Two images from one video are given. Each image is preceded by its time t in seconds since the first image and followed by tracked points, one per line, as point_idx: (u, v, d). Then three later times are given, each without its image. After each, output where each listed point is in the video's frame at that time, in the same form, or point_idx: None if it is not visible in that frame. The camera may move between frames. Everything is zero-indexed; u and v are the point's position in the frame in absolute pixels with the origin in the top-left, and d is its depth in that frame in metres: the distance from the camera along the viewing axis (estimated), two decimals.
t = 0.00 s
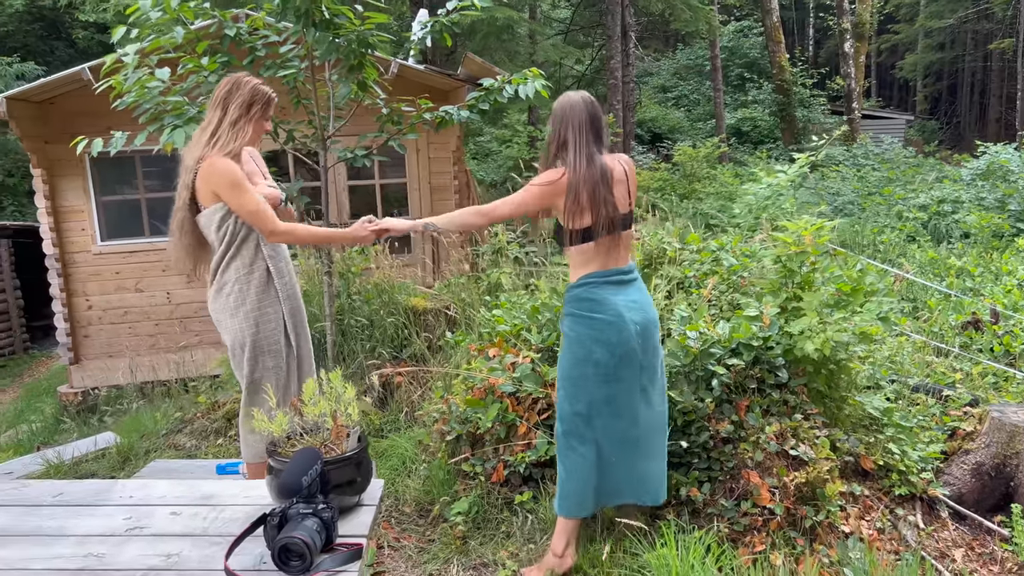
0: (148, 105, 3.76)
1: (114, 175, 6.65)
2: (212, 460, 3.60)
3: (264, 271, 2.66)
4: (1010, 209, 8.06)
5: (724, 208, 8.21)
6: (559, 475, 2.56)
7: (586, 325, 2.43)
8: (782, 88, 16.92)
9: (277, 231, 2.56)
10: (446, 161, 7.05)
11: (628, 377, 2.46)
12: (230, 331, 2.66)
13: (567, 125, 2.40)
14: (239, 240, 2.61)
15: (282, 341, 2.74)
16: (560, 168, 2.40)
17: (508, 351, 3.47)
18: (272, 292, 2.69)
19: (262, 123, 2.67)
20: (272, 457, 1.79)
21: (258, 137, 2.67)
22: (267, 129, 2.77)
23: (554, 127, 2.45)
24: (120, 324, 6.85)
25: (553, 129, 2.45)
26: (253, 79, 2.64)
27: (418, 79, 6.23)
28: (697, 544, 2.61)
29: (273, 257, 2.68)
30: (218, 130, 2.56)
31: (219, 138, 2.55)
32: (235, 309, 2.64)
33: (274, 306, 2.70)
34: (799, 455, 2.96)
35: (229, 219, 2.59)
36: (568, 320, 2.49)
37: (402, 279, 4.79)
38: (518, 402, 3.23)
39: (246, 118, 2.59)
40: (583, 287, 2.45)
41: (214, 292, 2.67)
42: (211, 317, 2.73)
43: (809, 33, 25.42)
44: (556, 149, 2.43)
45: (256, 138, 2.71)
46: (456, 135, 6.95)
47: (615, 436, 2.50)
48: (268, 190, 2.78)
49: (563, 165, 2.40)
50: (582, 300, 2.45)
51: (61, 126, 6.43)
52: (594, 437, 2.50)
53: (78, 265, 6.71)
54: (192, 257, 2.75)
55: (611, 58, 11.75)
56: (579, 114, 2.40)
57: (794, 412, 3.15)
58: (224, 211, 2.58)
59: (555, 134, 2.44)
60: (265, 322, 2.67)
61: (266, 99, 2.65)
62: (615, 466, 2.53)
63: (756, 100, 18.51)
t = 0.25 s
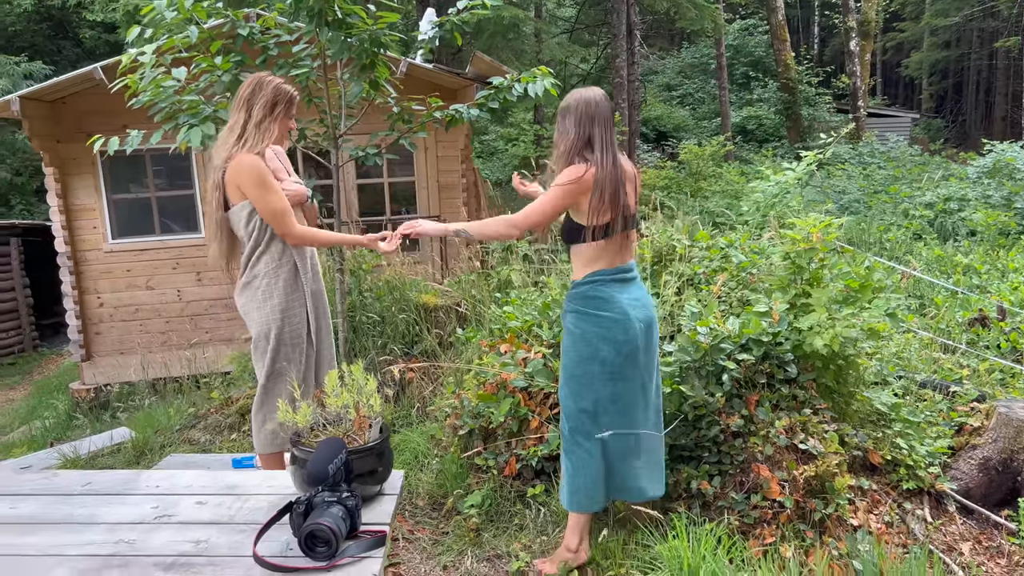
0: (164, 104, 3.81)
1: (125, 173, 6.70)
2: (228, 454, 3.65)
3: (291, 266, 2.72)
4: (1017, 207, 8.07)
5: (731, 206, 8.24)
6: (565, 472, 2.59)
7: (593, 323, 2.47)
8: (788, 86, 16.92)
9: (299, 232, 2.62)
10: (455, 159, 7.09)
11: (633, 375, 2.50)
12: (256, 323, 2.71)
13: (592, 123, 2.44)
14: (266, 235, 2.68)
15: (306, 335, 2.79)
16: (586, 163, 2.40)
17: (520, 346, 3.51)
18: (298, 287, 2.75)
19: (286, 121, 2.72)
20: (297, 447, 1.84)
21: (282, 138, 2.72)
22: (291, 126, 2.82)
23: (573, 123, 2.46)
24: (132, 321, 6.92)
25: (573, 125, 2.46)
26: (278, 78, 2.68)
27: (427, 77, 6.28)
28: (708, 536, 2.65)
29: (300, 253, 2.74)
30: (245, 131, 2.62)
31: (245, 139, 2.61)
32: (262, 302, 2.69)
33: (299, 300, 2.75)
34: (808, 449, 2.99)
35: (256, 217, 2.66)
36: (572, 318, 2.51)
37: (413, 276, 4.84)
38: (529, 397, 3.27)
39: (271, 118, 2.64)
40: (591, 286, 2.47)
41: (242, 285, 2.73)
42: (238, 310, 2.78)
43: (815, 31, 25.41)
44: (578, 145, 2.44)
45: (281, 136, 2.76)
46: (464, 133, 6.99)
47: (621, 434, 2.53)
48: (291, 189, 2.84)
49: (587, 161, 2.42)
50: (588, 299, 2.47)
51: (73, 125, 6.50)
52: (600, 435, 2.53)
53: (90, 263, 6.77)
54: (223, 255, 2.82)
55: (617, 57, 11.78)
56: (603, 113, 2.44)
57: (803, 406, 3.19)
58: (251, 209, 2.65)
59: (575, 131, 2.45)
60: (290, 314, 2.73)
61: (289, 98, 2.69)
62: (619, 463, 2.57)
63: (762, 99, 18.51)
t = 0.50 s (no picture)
0: (176, 100, 3.85)
1: (134, 169, 6.75)
2: (239, 447, 3.69)
3: (311, 259, 2.77)
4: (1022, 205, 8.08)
5: (736, 203, 8.26)
6: (573, 463, 2.60)
7: (609, 317, 2.47)
8: (793, 84, 16.92)
9: (321, 222, 2.68)
10: (461, 156, 7.11)
11: (644, 367, 2.55)
12: (275, 314, 2.78)
13: (609, 117, 2.45)
14: (287, 228, 2.72)
15: (324, 327, 2.84)
16: (615, 160, 2.40)
17: (529, 341, 3.54)
18: (317, 278, 2.79)
19: (310, 119, 2.80)
20: (316, 435, 1.88)
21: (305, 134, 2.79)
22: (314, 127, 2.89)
23: (590, 119, 2.44)
24: (141, 317, 6.97)
25: (590, 121, 2.43)
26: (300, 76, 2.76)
27: (434, 75, 6.31)
28: (717, 527, 2.68)
29: (321, 247, 2.78)
30: (270, 127, 2.70)
31: (270, 135, 2.69)
32: (281, 294, 2.76)
33: (319, 293, 2.80)
34: (816, 443, 3.02)
35: (280, 208, 2.71)
36: (582, 310, 2.49)
37: (422, 272, 4.87)
38: (539, 391, 3.30)
39: (293, 116, 2.72)
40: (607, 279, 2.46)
41: (264, 276, 2.80)
42: (260, 301, 2.86)
43: (820, 30, 25.37)
44: (600, 142, 2.44)
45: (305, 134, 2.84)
46: (471, 130, 7.01)
47: (632, 425, 2.57)
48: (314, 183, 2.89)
49: (613, 158, 2.42)
50: (602, 292, 2.47)
51: (83, 122, 6.55)
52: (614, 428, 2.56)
53: (99, 259, 6.82)
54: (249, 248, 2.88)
55: (622, 54, 11.80)
56: (616, 106, 2.46)
57: (810, 401, 3.21)
58: (274, 200, 2.71)
59: (594, 128, 2.43)
60: (309, 306, 2.78)
61: (312, 96, 2.77)
62: (629, 454, 2.62)
63: (766, 97, 18.51)
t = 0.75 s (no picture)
0: (186, 98, 3.86)
1: (141, 166, 6.76)
2: (247, 444, 3.70)
3: (325, 257, 2.78)
4: None
5: (742, 203, 8.25)
6: (586, 466, 2.59)
7: (622, 321, 2.46)
8: (798, 83, 16.89)
9: (337, 221, 2.69)
10: (467, 155, 7.11)
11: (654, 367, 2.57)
12: (288, 311, 2.79)
13: (617, 117, 2.48)
14: (302, 226, 2.73)
15: (336, 325, 2.84)
16: (631, 161, 2.43)
17: (537, 340, 3.55)
18: (331, 276, 2.80)
19: (330, 118, 2.80)
20: (327, 433, 1.88)
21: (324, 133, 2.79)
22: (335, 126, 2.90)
23: (601, 120, 2.45)
24: (147, 314, 6.98)
25: (601, 122, 2.45)
26: (321, 74, 2.76)
27: (441, 73, 6.31)
28: (725, 527, 2.68)
29: (335, 245, 2.78)
30: (289, 125, 2.71)
31: (289, 133, 2.70)
32: (294, 290, 2.77)
33: (332, 290, 2.81)
34: (824, 443, 3.02)
35: (296, 204, 2.72)
36: (593, 313, 2.45)
37: (429, 271, 4.88)
38: (547, 390, 3.30)
39: (312, 115, 2.72)
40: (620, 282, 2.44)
41: (278, 272, 2.81)
42: (274, 296, 2.87)
43: (825, 29, 25.31)
44: (612, 143, 2.46)
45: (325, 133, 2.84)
46: (477, 129, 7.01)
47: (643, 425, 2.59)
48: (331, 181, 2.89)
49: (626, 158, 2.44)
50: (613, 296, 2.44)
51: (90, 120, 6.56)
52: (628, 429, 2.58)
53: (106, 256, 6.83)
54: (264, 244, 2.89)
55: (628, 53, 11.79)
56: (622, 106, 2.49)
57: (818, 400, 3.21)
58: (290, 198, 2.71)
59: (605, 129, 2.45)
60: (321, 304, 2.79)
61: (331, 95, 2.76)
62: (638, 454, 2.64)
63: (772, 96, 18.49)
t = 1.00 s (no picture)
0: (190, 95, 3.83)
1: (145, 164, 6.74)
2: (249, 445, 3.68)
3: (332, 256, 2.75)
4: None
5: (747, 204, 8.21)
6: (584, 477, 2.57)
7: (615, 330, 2.42)
8: (804, 84, 16.85)
9: (341, 220, 2.66)
10: (471, 154, 7.07)
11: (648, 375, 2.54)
12: (294, 310, 2.77)
13: (617, 121, 2.44)
14: (308, 224, 2.70)
15: (341, 326, 2.81)
16: (630, 166, 2.40)
17: (542, 341, 3.52)
18: (337, 275, 2.77)
19: (339, 116, 2.76)
20: (330, 435, 1.85)
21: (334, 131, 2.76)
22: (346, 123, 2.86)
23: (600, 124, 2.42)
24: (150, 312, 6.96)
25: (599, 126, 2.42)
26: (332, 72, 2.72)
27: (446, 72, 6.29)
28: (733, 532, 2.66)
29: (342, 244, 2.75)
30: (297, 123, 2.68)
31: (297, 131, 2.67)
32: (300, 289, 2.75)
33: (338, 290, 2.78)
34: (832, 447, 2.98)
35: (302, 203, 2.69)
36: (585, 324, 2.42)
37: (433, 270, 4.85)
38: (552, 392, 3.27)
39: (320, 114, 2.69)
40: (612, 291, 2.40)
41: (286, 270, 2.79)
42: (281, 295, 2.85)
43: (830, 30, 25.26)
44: (611, 147, 2.42)
45: (334, 131, 2.81)
46: (482, 128, 6.98)
47: (641, 436, 2.55)
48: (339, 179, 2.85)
49: (625, 163, 2.41)
50: (605, 306, 2.40)
51: (94, 117, 6.54)
52: (626, 441, 2.54)
53: (109, 253, 6.81)
54: (272, 243, 2.87)
55: (633, 53, 11.77)
56: (621, 109, 2.45)
57: (826, 404, 3.17)
58: (297, 195, 2.68)
59: (604, 133, 2.42)
60: (327, 304, 2.76)
61: (341, 93, 2.73)
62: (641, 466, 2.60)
63: (776, 97, 18.44)
